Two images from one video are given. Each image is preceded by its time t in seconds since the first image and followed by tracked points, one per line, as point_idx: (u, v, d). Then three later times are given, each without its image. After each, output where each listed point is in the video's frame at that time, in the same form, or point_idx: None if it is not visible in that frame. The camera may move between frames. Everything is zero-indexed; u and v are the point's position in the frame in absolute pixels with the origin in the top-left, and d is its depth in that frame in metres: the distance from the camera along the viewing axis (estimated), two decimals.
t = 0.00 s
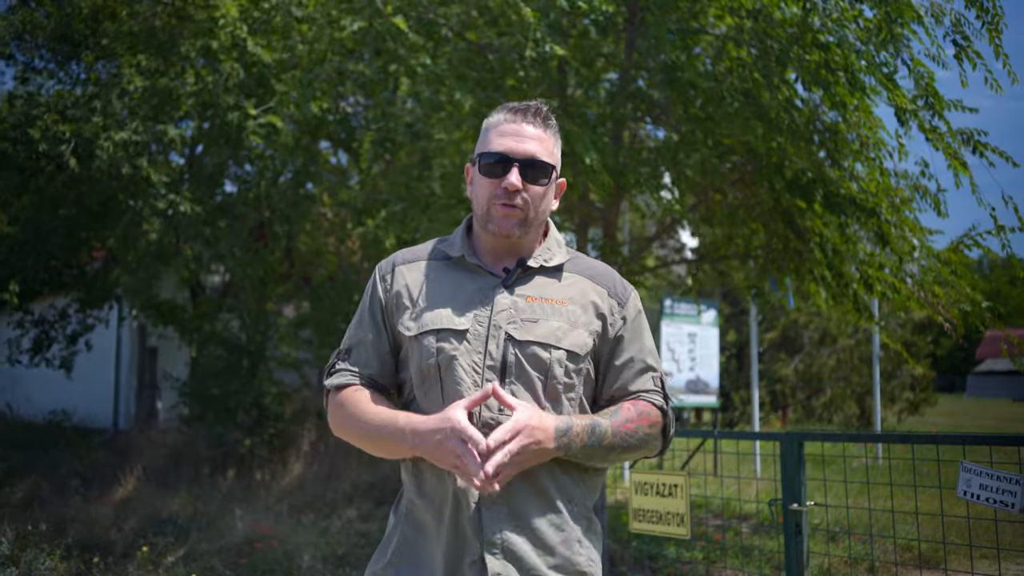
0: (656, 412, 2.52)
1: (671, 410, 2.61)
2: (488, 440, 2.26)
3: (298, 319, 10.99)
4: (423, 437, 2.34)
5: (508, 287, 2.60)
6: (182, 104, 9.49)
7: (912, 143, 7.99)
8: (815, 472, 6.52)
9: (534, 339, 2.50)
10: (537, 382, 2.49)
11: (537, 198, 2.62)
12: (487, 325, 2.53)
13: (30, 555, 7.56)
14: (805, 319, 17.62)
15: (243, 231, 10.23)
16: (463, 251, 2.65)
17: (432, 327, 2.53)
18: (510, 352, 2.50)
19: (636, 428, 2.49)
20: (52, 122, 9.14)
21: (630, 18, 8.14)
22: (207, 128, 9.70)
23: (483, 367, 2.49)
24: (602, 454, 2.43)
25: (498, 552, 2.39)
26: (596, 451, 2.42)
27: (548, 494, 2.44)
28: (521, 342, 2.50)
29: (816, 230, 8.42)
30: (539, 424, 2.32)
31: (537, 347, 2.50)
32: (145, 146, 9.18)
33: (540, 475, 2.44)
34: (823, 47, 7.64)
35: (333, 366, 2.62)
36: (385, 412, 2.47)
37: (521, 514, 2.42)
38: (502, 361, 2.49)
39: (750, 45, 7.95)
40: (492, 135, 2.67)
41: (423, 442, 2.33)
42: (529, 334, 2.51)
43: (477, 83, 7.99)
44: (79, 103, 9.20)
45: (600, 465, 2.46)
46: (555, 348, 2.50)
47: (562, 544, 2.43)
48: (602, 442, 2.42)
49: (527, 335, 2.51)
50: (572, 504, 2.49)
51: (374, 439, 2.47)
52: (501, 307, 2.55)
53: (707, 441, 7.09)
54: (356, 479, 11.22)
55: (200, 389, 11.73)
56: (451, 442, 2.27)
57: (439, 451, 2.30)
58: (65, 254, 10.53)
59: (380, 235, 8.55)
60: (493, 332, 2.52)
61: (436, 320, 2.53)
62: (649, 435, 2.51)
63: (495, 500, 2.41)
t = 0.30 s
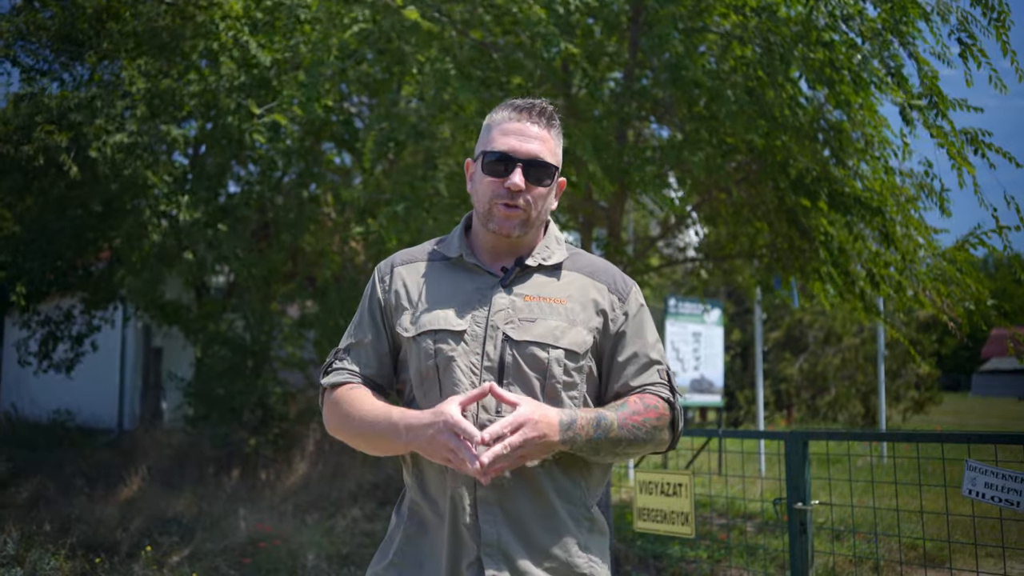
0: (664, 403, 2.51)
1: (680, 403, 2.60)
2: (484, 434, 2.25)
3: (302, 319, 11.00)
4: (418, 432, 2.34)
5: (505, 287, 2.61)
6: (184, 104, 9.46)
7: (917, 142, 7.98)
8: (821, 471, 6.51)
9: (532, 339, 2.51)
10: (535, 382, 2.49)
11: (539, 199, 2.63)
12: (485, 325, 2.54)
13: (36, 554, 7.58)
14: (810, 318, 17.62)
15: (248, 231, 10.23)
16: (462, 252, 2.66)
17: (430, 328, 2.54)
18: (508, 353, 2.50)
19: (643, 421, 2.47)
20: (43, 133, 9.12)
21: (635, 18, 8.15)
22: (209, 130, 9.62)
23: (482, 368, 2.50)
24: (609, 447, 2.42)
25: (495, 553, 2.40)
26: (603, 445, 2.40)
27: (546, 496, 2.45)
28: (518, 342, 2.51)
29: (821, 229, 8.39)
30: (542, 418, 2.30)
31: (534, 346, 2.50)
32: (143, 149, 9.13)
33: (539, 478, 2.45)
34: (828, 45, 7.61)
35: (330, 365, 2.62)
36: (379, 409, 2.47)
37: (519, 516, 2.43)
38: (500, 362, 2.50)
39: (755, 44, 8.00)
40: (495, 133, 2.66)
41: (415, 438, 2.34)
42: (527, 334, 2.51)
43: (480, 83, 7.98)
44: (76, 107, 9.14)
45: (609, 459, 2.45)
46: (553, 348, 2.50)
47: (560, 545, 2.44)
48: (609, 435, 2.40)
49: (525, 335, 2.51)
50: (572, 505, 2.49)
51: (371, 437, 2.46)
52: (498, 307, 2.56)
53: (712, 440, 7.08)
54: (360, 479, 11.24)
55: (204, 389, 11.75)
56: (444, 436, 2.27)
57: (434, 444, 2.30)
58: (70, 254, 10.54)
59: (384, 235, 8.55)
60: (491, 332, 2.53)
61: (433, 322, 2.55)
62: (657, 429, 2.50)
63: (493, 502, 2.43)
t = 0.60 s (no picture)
0: (665, 405, 2.49)
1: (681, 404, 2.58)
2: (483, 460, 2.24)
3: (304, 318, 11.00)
4: (414, 446, 2.32)
5: (507, 286, 2.60)
6: (187, 104, 9.60)
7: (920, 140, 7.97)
8: (825, 469, 6.50)
9: (532, 339, 2.49)
10: (536, 382, 2.48)
11: (536, 191, 2.61)
12: (485, 325, 2.53)
13: (38, 554, 7.58)
14: (814, 317, 17.63)
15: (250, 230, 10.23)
16: (463, 251, 2.65)
17: (430, 328, 2.53)
18: (509, 353, 2.49)
19: (646, 424, 2.45)
20: (44, 134, 9.10)
21: (637, 15, 8.09)
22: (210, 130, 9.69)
23: (482, 369, 2.49)
24: (614, 452, 2.39)
25: (495, 557, 2.38)
26: (608, 450, 2.38)
27: (547, 499, 2.44)
28: (519, 342, 2.50)
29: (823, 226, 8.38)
30: (541, 431, 2.28)
31: (535, 346, 2.49)
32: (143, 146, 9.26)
33: (541, 482, 2.44)
34: (831, 44, 7.59)
35: (331, 367, 2.63)
36: (378, 416, 2.45)
37: (519, 519, 2.42)
38: (501, 362, 2.49)
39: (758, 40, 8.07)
40: (488, 129, 2.67)
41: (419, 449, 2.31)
42: (527, 334, 2.50)
43: (483, 81, 7.97)
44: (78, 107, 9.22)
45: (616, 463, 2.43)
46: (554, 348, 2.49)
47: (560, 548, 2.44)
48: (614, 439, 2.38)
49: (526, 335, 2.50)
50: (572, 507, 2.48)
51: (370, 442, 2.45)
52: (499, 307, 2.55)
53: (716, 438, 7.08)
54: (363, 478, 11.24)
55: (207, 389, 11.75)
56: (441, 456, 2.26)
57: (430, 461, 2.29)
58: (73, 254, 10.54)
59: (386, 234, 8.55)
60: (492, 332, 2.52)
61: (433, 322, 2.54)
62: (660, 431, 2.48)
63: (493, 504, 2.40)
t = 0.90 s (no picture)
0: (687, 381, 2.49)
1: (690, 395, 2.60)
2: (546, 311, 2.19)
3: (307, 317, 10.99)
4: (378, 348, 2.27)
5: (512, 282, 2.59)
6: (189, 103, 9.45)
7: (922, 138, 7.99)
8: (828, 468, 6.49)
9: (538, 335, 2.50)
10: (543, 377, 2.49)
11: (521, 179, 2.61)
12: (491, 322, 2.53)
13: (42, 552, 7.59)
14: (817, 315, 17.64)
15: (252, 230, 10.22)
16: (466, 247, 2.64)
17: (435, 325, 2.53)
18: (515, 349, 2.50)
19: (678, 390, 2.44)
20: (52, 133, 9.24)
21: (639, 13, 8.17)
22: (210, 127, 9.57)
23: (488, 364, 2.49)
24: (652, 401, 2.35)
25: (501, 553, 2.37)
26: (652, 387, 2.32)
27: (555, 495, 2.45)
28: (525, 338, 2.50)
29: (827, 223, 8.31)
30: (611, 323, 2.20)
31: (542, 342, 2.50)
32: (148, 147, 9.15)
33: (548, 477, 2.44)
34: (834, 40, 7.63)
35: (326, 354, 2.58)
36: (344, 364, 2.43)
37: (527, 516, 2.42)
38: (507, 358, 2.49)
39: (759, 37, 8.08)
40: (470, 129, 2.72)
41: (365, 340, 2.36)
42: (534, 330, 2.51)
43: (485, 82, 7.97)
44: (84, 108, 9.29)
45: (647, 412, 2.36)
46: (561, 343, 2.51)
47: (568, 546, 2.44)
48: (658, 382, 2.33)
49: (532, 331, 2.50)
50: (579, 504, 2.49)
51: (344, 386, 2.41)
52: (504, 303, 2.55)
53: (719, 437, 7.06)
54: (366, 477, 11.23)
55: (210, 388, 11.76)
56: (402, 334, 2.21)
57: (398, 351, 2.23)
58: (76, 254, 10.54)
59: (389, 233, 8.55)
60: (498, 329, 2.52)
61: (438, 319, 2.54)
62: (683, 399, 2.47)
63: (500, 501, 2.40)
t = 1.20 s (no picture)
0: (683, 393, 2.50)
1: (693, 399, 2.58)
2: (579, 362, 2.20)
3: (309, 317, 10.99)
4: (372, 393, 2.32)
5: (514, 286, 2.58)
6: (191, 106, 9.47)
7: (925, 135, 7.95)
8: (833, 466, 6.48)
9: (543, 340, 2.50)
10: (548, 382, 2.48)
11: (522, 190, 2.60)
12: (495, 327, 2.52)
13: (45, 552, 7.58)
14: (819, 314, 17.65)
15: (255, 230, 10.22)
16: (467, 250, 2.62)
17: (439, 331, 2.53)
18: (519, 355, 2.49)
19: (673, 409, 2.46)
20: (59, 133, 9.25)
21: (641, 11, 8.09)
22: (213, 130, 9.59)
23: (493, 371, 2.49)
24: (651, 431, 2.38)
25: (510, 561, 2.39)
26: (646, 427, 2.36)
27: (564, 501, 2.45)
28: (529, 343, 2.50)
29: (831, 223, 8.31)
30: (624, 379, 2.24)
31: (546, 347, 2.50)
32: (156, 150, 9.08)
33: (556, 484, 2.45)
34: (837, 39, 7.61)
35: (333, 364, 2.61)
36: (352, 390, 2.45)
37: (534, 521, 2.43)
38: (512, 364, 2.49)
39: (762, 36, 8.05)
40: (468, 135, 2.69)
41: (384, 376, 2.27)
42: (538, 334, 2.50)
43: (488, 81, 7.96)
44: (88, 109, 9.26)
45: (646, 442, 2.40)
46: (565, 347, 2.50)
47: (577, 550, 2.45)
48: (656, 418, 2.37)
49: (536, 336, 2.50)
50: (588, 507, 2.49)
51: (346, 418, 2.45)
52: (508, 308, 2.54)
53: (723, 435, 7.03)
54: (369, 477, 11.23)
55: (213, 388, 11.76)
56: (390, 386, 2.25)
57: (387, 400, 2.27)
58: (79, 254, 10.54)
59: (391, 232, 8.54)
60: (502, 334, 2.51)
61: (441, 325, 2.53)
62: (679, 418, 2.48)
63: (508, 509, 2.41)
